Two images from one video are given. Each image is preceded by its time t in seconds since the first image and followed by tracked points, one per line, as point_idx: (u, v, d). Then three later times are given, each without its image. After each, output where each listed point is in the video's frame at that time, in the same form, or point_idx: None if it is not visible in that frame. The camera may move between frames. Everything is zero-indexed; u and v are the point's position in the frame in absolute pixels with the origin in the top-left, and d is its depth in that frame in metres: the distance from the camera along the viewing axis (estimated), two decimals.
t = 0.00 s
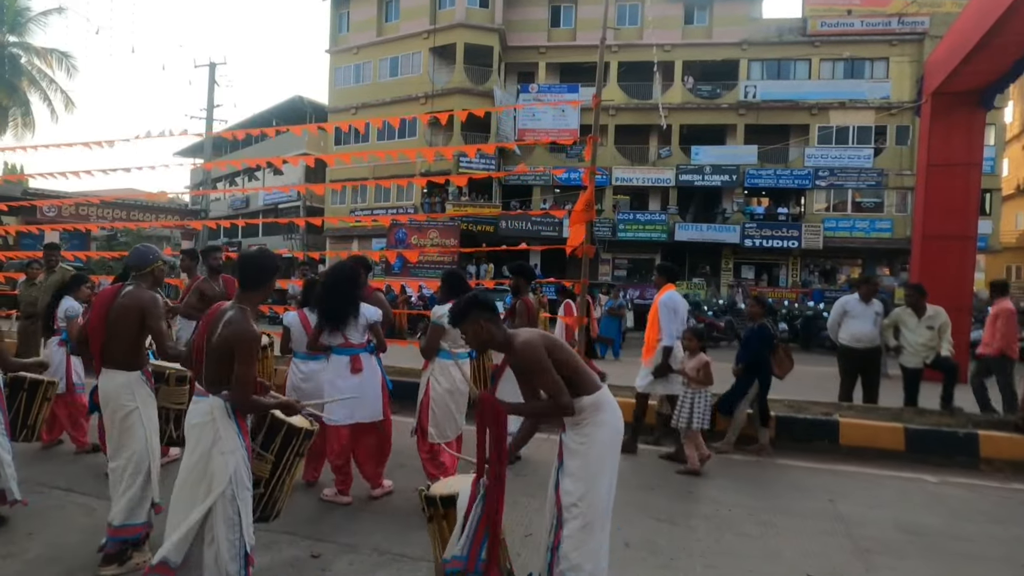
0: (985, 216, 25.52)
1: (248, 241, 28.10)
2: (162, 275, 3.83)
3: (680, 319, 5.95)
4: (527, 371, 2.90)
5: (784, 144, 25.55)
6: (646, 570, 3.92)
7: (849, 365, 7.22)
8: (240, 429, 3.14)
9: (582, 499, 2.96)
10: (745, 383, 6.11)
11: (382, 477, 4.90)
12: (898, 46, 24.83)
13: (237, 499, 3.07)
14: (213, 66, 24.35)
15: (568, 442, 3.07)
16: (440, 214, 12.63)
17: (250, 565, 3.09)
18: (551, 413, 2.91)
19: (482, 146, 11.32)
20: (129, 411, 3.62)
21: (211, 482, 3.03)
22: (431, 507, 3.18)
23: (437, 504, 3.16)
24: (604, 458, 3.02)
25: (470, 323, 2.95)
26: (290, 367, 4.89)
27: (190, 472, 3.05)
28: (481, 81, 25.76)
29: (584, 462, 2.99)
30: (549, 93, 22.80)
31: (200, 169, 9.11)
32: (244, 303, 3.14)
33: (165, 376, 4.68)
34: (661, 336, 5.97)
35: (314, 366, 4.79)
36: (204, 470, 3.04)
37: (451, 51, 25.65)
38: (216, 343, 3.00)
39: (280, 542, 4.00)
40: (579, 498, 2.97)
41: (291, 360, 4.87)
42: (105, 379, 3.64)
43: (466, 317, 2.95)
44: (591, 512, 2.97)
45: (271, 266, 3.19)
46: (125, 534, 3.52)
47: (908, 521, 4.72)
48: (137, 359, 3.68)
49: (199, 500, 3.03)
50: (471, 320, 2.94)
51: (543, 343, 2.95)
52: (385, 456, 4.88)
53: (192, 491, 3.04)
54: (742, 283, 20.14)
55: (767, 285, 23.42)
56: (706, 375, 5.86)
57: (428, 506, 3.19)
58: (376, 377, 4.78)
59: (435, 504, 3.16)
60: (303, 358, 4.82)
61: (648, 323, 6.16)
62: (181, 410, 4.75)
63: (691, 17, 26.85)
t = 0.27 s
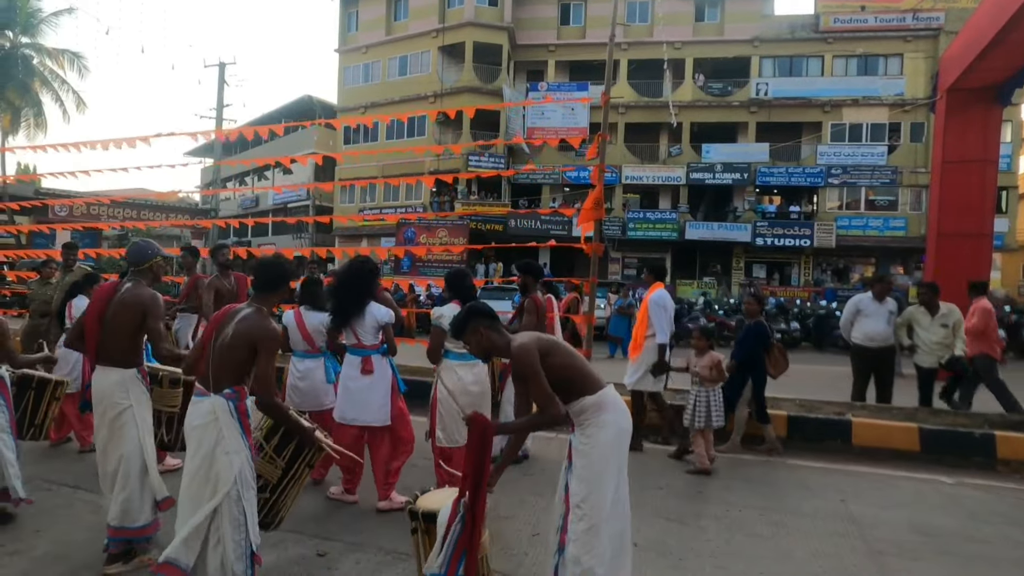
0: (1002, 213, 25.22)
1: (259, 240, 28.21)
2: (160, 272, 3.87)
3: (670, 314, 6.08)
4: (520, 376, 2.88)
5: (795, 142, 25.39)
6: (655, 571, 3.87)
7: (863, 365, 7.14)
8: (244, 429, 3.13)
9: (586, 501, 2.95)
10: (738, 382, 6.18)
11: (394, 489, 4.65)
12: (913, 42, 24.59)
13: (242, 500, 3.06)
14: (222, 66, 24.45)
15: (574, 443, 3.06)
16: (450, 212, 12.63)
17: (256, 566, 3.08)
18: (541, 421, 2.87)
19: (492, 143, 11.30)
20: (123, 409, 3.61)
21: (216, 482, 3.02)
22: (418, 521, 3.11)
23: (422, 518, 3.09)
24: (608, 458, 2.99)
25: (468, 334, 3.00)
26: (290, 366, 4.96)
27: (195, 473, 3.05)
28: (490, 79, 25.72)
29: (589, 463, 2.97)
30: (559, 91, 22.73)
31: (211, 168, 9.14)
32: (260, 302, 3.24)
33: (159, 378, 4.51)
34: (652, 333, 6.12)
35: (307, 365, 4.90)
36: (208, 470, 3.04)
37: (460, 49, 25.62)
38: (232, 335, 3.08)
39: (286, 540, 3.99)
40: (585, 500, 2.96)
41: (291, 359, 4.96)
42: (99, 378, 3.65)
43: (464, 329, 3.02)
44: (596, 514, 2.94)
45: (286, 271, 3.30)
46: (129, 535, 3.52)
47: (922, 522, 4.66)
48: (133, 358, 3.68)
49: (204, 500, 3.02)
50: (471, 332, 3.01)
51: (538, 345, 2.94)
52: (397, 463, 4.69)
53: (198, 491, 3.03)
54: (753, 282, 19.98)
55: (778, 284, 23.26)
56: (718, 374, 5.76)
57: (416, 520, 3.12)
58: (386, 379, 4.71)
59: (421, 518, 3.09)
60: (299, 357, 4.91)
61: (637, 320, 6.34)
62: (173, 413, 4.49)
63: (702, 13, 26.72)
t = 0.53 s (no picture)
0: (1015, 212, 24.99)
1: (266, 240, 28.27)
2: (148, 263, 3.81)
3: (664, 310, 6.05)
4: (512, 372, 2.88)
5: (805, 140, 25.26)
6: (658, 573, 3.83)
7: (874, 365, 7.07)
8: (235, 428, 3.11)
9: (575, 492, 2.94)
10: (738, 380, 6.21)
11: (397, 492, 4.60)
12: (924, 39, 24.42)
13: (228, 501, 3.05)
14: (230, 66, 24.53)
15: (564, 436, 3.03)
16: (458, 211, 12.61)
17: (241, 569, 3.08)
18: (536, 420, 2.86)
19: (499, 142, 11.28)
20: (115, 405, 3.59)
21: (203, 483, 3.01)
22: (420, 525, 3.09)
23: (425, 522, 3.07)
24: (600, 451, 2.97)
25: (457, 340, 2.93)
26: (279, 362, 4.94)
27: (185, 471, 3.05)
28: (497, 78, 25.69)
29: (578, 456, 2.95)
30: (566, 90, 22.67)
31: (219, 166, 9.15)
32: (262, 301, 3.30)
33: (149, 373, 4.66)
34: (647, 331, 6.09)
35: (293, 362, 4.86)
36: (197, 469, 3.04)
37: (467, 49, 25.62)
38: (235, 331, 3.12)
39: (286, 540, 3.97)
40: (574, 492, 2.95)
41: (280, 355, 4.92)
42: (91, 373, 3.61)
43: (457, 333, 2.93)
44: (584, 506, 2.93)
45: (287, 273, 3.36)
46: (121, 536, 3.56)
47: (933, 525, 4.60)
48: (128, 353, 3.65)
49: (193, 500, 3.02)
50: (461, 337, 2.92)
51: (526, 344, 2.92)
52: (401, 467, 4.59)
53: (188, 492, 3.04)
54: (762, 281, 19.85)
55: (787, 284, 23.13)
56: (723, 373, 5.74)
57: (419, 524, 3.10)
58: (401, 379, 4.67)
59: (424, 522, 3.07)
60: (289, 353, 4.88)
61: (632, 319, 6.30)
62: (162, 409, 4.62)
63: (711, 11, 26.63)
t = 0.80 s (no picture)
0: None
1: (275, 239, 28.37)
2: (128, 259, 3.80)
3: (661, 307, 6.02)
4: (505, 370, 2.82)
5: (817, 137, 25.09)
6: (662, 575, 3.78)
7: (887, 364, 6.99)
8: (244, 420, 3.09)
9: (572, 490, 2.89)
10: (738, 379, 6.09)
11: (400, 492, 4.57)
12: (938, 35, 24.20)
13: (237, 493, 3.03)
14: (239, 66, 24.61)
15: (560, 433, 2.99)
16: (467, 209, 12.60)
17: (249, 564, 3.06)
18: (535, 417, 2.81)
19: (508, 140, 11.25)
20: (105, 401, 3.59)
21: (213, 475, 2.99)
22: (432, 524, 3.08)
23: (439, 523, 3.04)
24: (593, 451, 2.93)
25: (448, 343, 2.91)
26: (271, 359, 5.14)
27: (194, 463, 3.04)
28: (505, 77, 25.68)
29: (574, 453, 2.92)
30: (574, 87, 22.59)
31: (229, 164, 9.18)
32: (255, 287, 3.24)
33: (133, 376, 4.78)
34: (646, 327, 6.05)
35: (284, 358, 5.03)
36: (206, 461, 3.02)
37: (475, 47, 25.60)
38: (232, 322, 3.09)
39: (287, 539, 3.96)
40: (571, 490, 2.91)
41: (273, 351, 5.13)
42: (77, 371, 3.59)
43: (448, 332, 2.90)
44: (581, 504, 2.89)
45: (279, 257, 3.32)
46: (113, 535, 3.55)
47: (944, 526, 4.53)
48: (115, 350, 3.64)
49: (203, 492, 3.00)
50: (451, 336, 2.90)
51: (522, 342, 2.87)
52: (405, 468, 4.56)
53: (198, 484, 3.02)
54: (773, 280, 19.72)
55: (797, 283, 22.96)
56: (720, 370, 5.77)
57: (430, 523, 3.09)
58: (415, 379, 4.64)
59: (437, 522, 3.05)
60: (281, 350, 5.07)
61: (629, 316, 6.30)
62: (143, 414, 4.77)
63: (721, 8, 26.53)
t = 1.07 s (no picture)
0: None
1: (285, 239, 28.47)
2: (119, 256, 3.80)
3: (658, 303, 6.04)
4: (516, 372, 2.75)
5: (828, 132, 24.92)
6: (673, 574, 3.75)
7: (902, 360, 6.93)
8: (261, 413, 3.08)
9: (585, 490, 2.86)
10: (744, 375, 6.07)
11: (408, 490, 4.55)
12: (951, 27, 23.97)
13: (260, 486, 3.02)
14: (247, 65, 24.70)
15: (573, 432, 2.95)
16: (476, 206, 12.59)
17: (279, 554, 3.07)
18: (546, 422, 2.75)
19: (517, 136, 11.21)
20: (94, 398, 3.57)
21: (236, 468, 2.98)
22: (440, 525, 3.06)
23: (449, 525, 3.02)
24: (608, 450, 2.90)
25: (457, 346, 2.85)
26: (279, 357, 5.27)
27: (216, 458, 3.03)
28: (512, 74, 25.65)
29: (588, 453, 2.88)
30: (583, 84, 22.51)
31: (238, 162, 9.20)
32: (243, 280, 3.14)
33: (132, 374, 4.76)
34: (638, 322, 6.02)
35: (285, 355, 5.15)
36: (227, 455, 3.01)
37: (482, 44, 25.53)
38: (224, 321, 3.03)
39: (295, 537, 3.95)
40: (585, 490, 2.88)
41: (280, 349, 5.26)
42: (72, 368, 3.60)
43: (455, 333, 2.86)
44: (593, 505, 2.87)
45: (266, 241, 3.20)
46: (120, 530, 3.54)
47: (962, 525, 4.47)
48: (104, 348, 3.63)
49: (226, 486, 2.99)
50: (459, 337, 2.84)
51: (534, 344, 2.80)
52: (413, 467, 4.55)
53: (221, 480, 3.00)
54: (784, 277, 19.58)
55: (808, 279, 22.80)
56: (709, 364, 5.84)
57: (437, 523, 3.07)
58: (423, 378, 4.65)
59: (446, 524, 3.03)
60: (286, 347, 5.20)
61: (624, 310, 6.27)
62: (142, 413, 4.77)
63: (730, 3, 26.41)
